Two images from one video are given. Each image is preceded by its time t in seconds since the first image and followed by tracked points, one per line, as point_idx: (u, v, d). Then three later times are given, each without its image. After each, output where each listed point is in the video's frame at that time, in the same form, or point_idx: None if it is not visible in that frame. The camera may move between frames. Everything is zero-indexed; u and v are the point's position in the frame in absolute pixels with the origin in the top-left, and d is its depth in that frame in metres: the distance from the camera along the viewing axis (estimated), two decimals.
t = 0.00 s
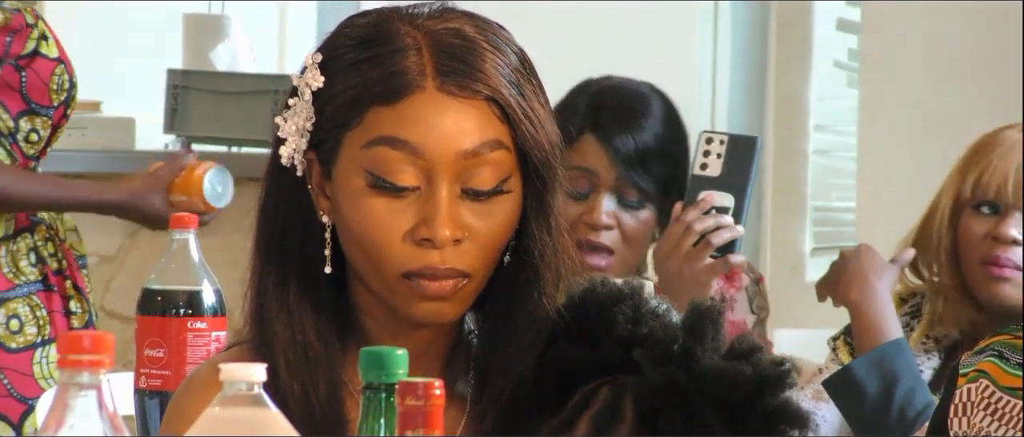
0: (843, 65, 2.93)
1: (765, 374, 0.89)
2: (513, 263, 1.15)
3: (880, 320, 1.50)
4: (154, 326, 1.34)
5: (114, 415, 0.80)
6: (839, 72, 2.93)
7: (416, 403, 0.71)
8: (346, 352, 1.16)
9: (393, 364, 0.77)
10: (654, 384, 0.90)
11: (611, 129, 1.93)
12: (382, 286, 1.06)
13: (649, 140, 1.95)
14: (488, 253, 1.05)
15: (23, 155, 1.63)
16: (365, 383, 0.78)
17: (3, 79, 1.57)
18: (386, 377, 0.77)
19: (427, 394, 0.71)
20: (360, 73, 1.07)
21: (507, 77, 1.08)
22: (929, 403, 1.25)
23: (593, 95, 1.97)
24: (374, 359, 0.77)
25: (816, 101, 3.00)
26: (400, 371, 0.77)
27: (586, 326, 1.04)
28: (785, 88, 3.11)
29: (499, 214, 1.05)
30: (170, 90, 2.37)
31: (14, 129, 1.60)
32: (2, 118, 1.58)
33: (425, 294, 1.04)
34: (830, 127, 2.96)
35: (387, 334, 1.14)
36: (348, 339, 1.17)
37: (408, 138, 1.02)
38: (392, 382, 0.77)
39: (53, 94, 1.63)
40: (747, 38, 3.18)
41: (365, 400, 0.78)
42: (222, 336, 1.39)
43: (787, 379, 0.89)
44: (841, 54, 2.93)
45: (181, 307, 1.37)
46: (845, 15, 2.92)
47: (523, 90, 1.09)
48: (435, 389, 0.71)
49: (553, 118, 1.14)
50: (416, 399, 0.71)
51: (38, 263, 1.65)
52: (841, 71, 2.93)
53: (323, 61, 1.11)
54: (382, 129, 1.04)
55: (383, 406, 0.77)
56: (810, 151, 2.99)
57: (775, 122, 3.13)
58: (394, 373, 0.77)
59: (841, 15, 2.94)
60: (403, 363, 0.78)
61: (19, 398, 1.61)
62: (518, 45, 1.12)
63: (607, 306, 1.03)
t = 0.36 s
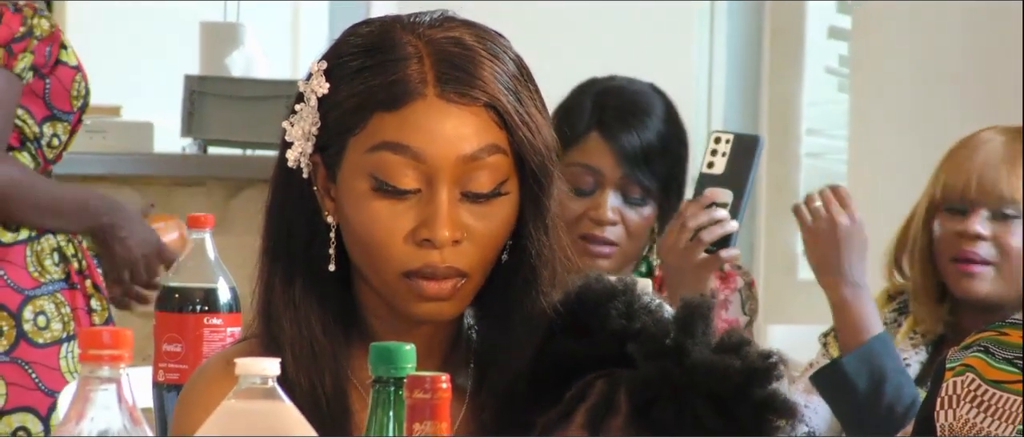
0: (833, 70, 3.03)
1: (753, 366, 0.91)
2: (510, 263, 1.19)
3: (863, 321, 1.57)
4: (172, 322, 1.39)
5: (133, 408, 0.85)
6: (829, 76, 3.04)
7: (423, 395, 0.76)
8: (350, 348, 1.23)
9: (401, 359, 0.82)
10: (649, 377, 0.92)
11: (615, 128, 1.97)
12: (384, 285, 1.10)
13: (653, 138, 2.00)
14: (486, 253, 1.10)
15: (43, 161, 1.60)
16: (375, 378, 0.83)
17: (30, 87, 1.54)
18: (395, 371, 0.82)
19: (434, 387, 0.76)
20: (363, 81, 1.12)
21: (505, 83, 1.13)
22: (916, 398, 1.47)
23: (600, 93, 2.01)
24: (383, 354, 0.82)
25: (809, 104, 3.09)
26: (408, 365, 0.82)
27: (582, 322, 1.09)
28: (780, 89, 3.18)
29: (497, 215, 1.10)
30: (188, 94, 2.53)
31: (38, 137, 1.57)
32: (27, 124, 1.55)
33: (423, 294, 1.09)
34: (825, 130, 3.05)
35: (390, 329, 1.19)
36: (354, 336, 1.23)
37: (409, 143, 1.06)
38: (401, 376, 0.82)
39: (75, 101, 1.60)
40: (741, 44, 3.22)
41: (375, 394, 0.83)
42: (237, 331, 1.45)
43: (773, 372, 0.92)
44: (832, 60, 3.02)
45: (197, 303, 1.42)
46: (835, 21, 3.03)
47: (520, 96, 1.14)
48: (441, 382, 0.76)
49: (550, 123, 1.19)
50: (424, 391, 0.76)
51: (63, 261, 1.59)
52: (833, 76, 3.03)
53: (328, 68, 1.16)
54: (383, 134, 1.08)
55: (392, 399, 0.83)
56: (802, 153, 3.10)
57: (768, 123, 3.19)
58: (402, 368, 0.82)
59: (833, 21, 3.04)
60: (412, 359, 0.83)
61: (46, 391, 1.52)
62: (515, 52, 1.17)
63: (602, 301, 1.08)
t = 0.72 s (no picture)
0: (830, 75, 3.35)
1: (734, 358, 0.91)
2: (504, 260, 1.21)
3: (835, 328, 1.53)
4: (188, 320, 1.45)
5: (149, 404, 0.87)
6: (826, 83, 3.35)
7: (431, 391, 0.79)
8: (348, 343, 1.24)
9: (409, 356, 0.83)
10: (633, 369, 0.90)
11: (622, 143, 2.01)
12: (387, 282, 1.14)
13: (658, 153, 2.03)
14: (486, 251, 1.13)
15: (37, 161, 1.62)
16: (384, 375, 0.83)
17: (26, 84, 1.57)
18: (403, 368, 0.83)
19: (441, 383, 0.78)
20: (365, 83, 1.15)
21: (502, 86, 1.17)
22: (899, 395, 1.48)
23: (604, 112, 2.05)
24: (392, 351, 0.83)
25: (806, 109, 3.39)
26: (416, 362, 0.83)
27: (568, 317, 1.07)
28: (778, 89, 3.45)
29: (496, 213, 1.13)
30: (200, 101, 2.57)
31: (32, 136, 1.60)
32: (19, 121, 1.58)
33: (426, 289, 1.12)
34: (821, 134, 3.35)
35: (388, 325, 1.21)
36: (350, 325, 1.24)
37: (412, 143, 1.10)
38: (408, 373, 0.83)
39: (74, 105, 1.62)
40: (741, 49, 3.48)
41: (384, 390, 0.84)
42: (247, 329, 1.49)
43: (754, 363, 0.92)
44: (827, 65, 3.34)
45: (210, 302, 1.45)
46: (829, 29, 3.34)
47: (517, 98, 1.17)
48: (448, 379, 0.78)
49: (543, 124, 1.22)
50: (431, 386, 0.78)
51: (41, 262, 1.59)
52: (828, 81, 3.35)
53: (330, 72, 1.19)
54: (386, 134, 1.12)
55: (400, 396, 0.83)
56: (799, 155, 3.39)
57: (767, 122, 3.47)
58: (409, 365, 0.83)
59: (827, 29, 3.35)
60: (420, 356, 0.84)
61: (11, 386, 1.54)
62: (509, 56, 1.21)
63: (588, 294, 1.07)
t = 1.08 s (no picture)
0: (828, 79, 3.42)
1: (742, 346, 0.95)
2: (513, 258, 1.26)
3: (832, 328, 1.57)
4: (200, 317, 1.48)
5: (164, 399, 0.92)
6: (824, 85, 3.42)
7: (438, 387, 0.82)
8: (361, 339, 1.28)
9: (418, 352, 0.87)
10: (642, 360, 0.95)
11: (635, 150, 2.04)
12: (400, 280, 1.17)
13: (670, 158, 2.05)
14: (496, 250, 1.17)
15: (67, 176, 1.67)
16: (393, 369, 0.87)
17: (58, 99, 1.63)
18: (412, 363, 0.86)
19: (449, 379, 0.81)
20: (377, 86, 1.19)
21: (511, 89, 1.20)
22: (893, 390, 1.53)
23: (621, 119, 2.10)
24: (402, 349, 0.87)
25: (804, 110, 3.47)
26: (424, 358, 0.87)
27: (575, 316, 1.08)
28: (777, 90, 3.53)
29: (506, 213, 1.17)
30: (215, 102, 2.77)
31: (62, 152, 1.65)
32: (51, 137, 1.63)
33: (438, 286, 1.16)
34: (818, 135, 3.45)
35: (399, 322, 1.25)
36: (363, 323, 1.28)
37: (424, 145, 1.14)
38: (417, 368, 0.87)
39: (104, 121, 1.70)
40: (741, 49, 3.58)
41: (393, 385, 0.87)
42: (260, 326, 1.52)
43: (760, 352, 0.97)
44: (826, 69, 3.41)
45: (225, 300, 1.50)
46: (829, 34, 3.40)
47: (525, 100, 1.21)
48: (455, 375, 0.81)
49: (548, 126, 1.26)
50: (439, 383, 0.81)
51: (59, 275, 1.64)
52: (827, 84, 3.42)
53: (344, 76, 1.23)
54: (398, 136, 1.15)
55: (409, 390, 0.87)
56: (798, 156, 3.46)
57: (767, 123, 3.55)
58: (418, 360, 0.87)
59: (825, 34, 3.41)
60: (427, 352, 0.87)
61: (20, 396, 1.58)
62: (517, 61, 1.25)
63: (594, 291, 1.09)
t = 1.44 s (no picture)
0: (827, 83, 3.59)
1: (753, 342, 1.06)
2: (531, 258, 1.30)
3: (829, 324, 1.64)
4: (221, 314, 1.53)
5: (184, 393, 0.97)
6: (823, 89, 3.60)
7: (451, 381, 0.87)
8: (381, 336, 1.34)
9: (430, 348, 0.91)
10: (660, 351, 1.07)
11: (660, 158, 2.11)
12: (421, 279, 1.23)
13: (694, 170, 2.11)
14: (514, 251, 1.22)
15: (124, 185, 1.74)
16: (408, 365, 0.91)
17: (123, 108, 1.70)
18: (425, 359, 0.90)
19: (461, 373, 0.87)
20: (401, 92, 1.24)
21: (530, 95, 1.26)
22: (890, 384, 1.59)
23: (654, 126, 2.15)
24: (417, 344, 0.91)
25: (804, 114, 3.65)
26: (437, 353, 0.91)
27: (593, 313, 1.21)
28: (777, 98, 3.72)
29: (524, 216, 1.22)
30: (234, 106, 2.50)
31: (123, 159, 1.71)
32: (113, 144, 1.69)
33: (457, 285, 1.21)
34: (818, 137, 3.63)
35: (418, 321, 1.30)
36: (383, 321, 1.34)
37: (446, 150, 1.19)
38: (430, 363, 0.90)
39: (165, 132, 1.75)
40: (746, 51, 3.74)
41: (407, 380, 0.91)
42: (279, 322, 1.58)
43: (767, 346, 1.07)
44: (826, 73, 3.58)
45: (244, 296, 1.55)
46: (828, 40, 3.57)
47: (543, 106, 1.26)
48: (467, 369, 0.87)
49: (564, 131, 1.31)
50: (451, 377, 0.87)
51: (115, 278, 1.68)
52: (827, 88, 3.59)
53: (368, 81, 1.28)
54: (421, 141, 1.21)
55: (422, 385, 0.91)
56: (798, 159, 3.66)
57: (768, 123, 3.74)
58: (431, 356, 0.91)
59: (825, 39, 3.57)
60: (440, 347, 0.91)
61: (70, 397, 1.65)
62: (535, 68, 1.30)
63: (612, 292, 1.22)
